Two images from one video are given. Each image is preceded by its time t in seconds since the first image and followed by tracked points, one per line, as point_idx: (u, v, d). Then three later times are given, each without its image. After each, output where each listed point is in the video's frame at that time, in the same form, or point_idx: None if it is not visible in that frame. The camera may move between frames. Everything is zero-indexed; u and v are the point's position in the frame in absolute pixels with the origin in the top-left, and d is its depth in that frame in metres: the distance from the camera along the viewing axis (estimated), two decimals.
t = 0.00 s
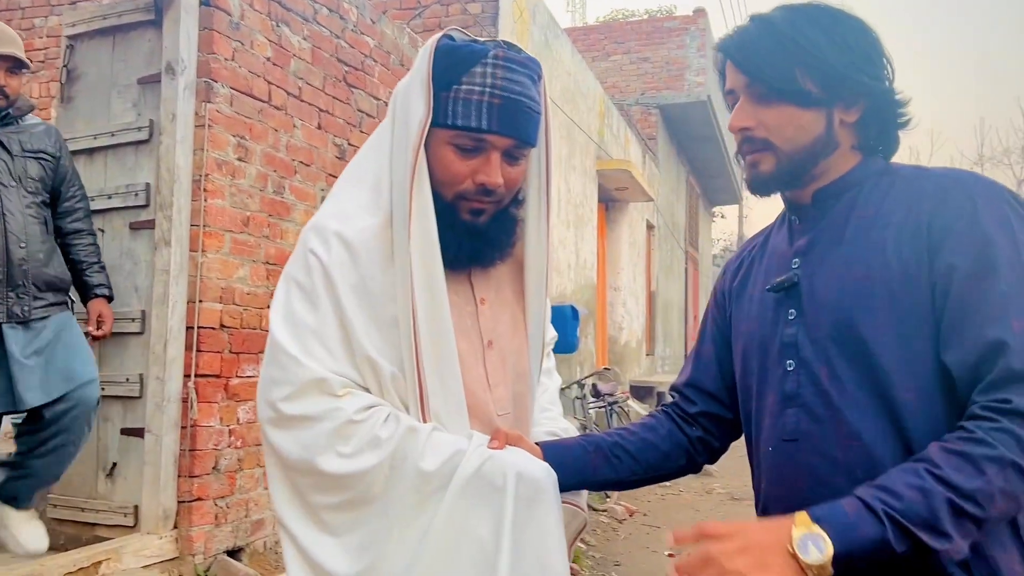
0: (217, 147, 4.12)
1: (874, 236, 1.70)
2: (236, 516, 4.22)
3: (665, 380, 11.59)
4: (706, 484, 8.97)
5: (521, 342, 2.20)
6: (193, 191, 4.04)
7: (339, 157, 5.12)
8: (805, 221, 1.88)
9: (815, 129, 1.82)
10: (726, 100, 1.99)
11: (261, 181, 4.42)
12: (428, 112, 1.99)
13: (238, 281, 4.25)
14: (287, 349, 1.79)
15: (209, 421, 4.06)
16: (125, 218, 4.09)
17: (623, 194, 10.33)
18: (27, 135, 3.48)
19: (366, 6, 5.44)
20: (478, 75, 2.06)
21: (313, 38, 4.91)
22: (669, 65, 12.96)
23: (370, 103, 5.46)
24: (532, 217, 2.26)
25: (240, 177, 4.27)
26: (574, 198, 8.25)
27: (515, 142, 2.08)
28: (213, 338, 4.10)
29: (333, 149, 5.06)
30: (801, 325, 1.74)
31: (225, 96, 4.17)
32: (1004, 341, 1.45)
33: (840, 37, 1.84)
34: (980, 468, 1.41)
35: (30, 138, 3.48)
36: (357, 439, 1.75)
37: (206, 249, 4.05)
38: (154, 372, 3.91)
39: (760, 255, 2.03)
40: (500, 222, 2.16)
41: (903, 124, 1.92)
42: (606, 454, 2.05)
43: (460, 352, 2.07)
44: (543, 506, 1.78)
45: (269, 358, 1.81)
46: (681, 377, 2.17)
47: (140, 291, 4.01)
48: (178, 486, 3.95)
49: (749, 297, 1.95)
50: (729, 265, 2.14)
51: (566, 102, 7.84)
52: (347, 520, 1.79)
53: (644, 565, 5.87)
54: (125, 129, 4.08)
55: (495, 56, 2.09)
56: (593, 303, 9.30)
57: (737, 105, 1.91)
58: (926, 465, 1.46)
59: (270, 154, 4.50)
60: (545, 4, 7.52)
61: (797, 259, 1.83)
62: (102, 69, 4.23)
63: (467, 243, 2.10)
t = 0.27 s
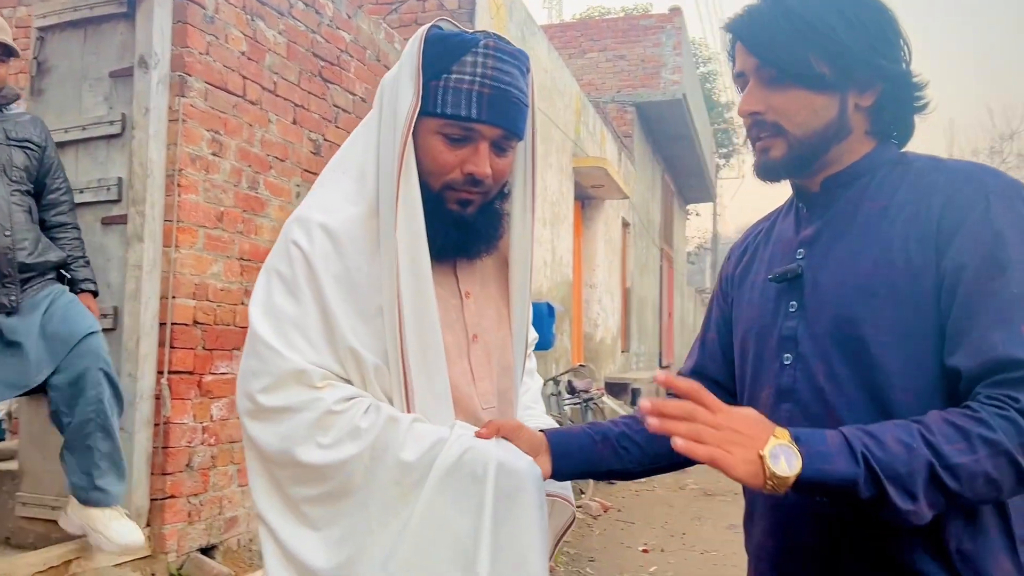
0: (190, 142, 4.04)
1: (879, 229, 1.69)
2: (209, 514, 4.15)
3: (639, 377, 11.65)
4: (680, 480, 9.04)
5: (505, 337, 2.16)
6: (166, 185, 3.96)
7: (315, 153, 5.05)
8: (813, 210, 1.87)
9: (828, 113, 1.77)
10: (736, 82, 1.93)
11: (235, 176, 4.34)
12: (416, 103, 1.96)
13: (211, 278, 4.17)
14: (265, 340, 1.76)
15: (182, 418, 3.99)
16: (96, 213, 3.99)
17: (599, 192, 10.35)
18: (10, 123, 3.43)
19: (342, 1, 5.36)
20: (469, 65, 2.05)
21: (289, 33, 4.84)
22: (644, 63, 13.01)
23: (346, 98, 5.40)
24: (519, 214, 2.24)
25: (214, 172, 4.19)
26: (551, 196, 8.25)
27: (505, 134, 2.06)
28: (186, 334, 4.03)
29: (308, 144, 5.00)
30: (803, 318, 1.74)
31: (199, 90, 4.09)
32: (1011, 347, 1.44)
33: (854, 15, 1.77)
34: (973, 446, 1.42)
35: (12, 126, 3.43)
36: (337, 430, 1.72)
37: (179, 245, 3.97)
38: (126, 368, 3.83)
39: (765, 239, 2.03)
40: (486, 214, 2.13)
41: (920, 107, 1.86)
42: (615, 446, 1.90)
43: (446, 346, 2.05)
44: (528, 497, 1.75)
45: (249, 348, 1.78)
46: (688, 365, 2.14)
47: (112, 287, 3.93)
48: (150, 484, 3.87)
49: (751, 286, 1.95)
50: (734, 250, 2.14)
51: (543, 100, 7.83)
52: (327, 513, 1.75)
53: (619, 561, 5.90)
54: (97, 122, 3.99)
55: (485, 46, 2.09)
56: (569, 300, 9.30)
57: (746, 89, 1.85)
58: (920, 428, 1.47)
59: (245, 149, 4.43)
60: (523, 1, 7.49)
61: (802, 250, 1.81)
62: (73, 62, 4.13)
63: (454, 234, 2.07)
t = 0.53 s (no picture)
0: (167, 138, 3.99)
1: (870, 228, 1.69)
2: (186, 512, 4.12)
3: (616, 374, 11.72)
4: (657, 477, 9.12)
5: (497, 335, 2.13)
6: (142, 182, 3.91)
7: (293, 149, 5.02)
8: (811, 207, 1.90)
9: (822, 106, 1.76)
10: (733, 78, 1.93)
11: (213, 172, 4.30)
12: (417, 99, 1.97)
13: (187, 275, 4.13)
14: (258, 329, 1.77)
15: (158, 416, 3.95)
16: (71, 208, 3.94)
17: (578, 190, 10.37)
18: (29, 124, 3.28)
19: None
20: (466, 66, 2.07)
21: (267, 29, 4.80)
22: (623, 61, 13.04)
23: (324, 94, 5.36)
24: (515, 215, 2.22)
25: (191, 169, 4.15)
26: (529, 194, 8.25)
27: (500, 133, 2.10)
28: (162, 332, 3.98)
29: (286, 141, 4.96)
30: (795, 315, 1.78)
31: (176, 85, 4.05)
32: (990, 354, 1.40)
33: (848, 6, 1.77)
34: (944, 443, 1.38)
35: (32, 127, 3.29)
36: (319, 417, 1.70)
37: (155, 241, 3.93)
38: (101, 366, 3.78)
39: (770, 239, 2.07)
40: (484, 211, 2.13)
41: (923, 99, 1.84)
42: (651, 433, 1.84)
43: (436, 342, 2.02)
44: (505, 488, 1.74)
45: (242, 337, 1.80)
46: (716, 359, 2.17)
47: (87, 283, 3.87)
48: (126, 482, 3.83)
49: (754, 284, 1.99)
50: (743, 247, 2.19)
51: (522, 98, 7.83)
52: (306, 501, 1.74)
53: (597, 558, 5.94)
54: (72, 118, 3.93)
55: (482, 48, 2.12)
56: (548, 298, 9.32)
57: (741, 84, 1.85)
58: (891, 415, 1.43)
59: (223, 145, 4.38)
60: None
61: (798, 248, 1.85)
62: (47, 56, 4.07)
63: (453, 230, 2.07)
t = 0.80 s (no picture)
0: (153, 134, 3.96)
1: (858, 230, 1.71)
2: (171, 511, 4.09)
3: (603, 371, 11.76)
4: (643, 475, 9.16)
5: (487, 335, 2.12)
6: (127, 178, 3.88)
7: (279, 146, 5.00)
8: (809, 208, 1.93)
9: (816, 107, 1.77)
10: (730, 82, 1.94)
11: (199, 169, 4.28)
12: (410, 99, 1.96)
13: (173, 272, 4.11)
14: (242, 326, 1.75)
15: (143, 414, 3.92)
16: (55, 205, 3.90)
17: (565, 188, 10.39)
18: (95, 131, 3.23)
19: None
20: (457, 67, 2.08)
21: (254, 25, 4.77)
22: (610, 60, 13.06)
23: (311, 91, 5.35)
24: (505, 209, 2.24)
25: (177, 165, 4.13)
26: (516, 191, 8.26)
27: (491, 131, 2.10)
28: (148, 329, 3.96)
29: (273, 138, 4.94)
30: (789, 315, 1.80)
31: (162, 81, 4.02)
32: (957, 355, 1.41)
33: (841, 7, 1.77)
34: (902, 438, 1.39)
35: (98, 135, 3.24)
36: (290, 418, 1.68)
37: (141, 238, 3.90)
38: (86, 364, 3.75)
39: (777, 240, 2.09)
40: (478, 207, 2.14)
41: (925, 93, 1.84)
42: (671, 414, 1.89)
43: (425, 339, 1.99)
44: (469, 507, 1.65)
45: (227, 335, 1.77)
46: (724, 358, 2.19)
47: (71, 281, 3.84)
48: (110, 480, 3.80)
49: (758, 284, 2.02)
50: (759, 241, 2.21)
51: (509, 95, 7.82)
52: (271, 499, 1.71)
53: (583, 555, 5.97)
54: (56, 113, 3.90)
55: (472, 50, 2.13)
56: (535, 296, 9.34)
57: (737, 87, 1.87)
58: (854, 406, 1.45)
59: (209, 142, 4.36)
60: None
61: (797, 249, 1.87)
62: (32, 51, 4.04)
63: (447, 225, 2.07)
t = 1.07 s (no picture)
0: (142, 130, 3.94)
1: (830, 227, 1.72)
2: (161, 508, 4.09)
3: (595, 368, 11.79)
4: (634, 471, 9.19)
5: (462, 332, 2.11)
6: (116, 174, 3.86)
7: (269, 142, 4.99)
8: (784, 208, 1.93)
9: (792, 108, 1.78)
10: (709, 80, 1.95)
11: (188, 165, 4.27)
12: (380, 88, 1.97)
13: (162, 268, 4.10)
14: (209, 327, 1.76)
15: (133, 411, 3.91)
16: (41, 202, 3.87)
17: (557, 185, 10.39)
18: (138, 116, 3.26)
19: None
20: (430, 64, 2.07)
21: (244, 20, 4.75)
22: (602, 56, 13.06)
23: (302, 87, 5.34)
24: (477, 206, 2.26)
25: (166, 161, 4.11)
26: (508, 188, 8.25)
27: (464, 128, 2.10)
28: (138, 326, 3.95)
29: (263, 134, 4.93)
30: (761, 312, 1.80)
31: (151, 77, 4.00)
32: (922, 346, 1.42)
33: (824, 12, 1.79)
34: (867, 424, 1.40)
35: (140, 120, 3.27)
36: (254, 424, 1.68)
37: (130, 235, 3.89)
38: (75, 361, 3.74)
39: (749, 241, 2.10)
40: (450, 205, 2.16)
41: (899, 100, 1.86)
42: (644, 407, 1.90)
43: (398, 334, 1.99)
44: (431, 509, 1.65)
45: (195, 336, 1.78)
46: (694, 356, 2.20)
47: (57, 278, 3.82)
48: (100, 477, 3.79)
49: (731, 284, 2.02)
50: (729, 245, 2.21)
51: (500, 92, 7.80)
52: (236, 503, 1.71)
53: (574, 552, 6.00)
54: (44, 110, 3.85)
55: (444, 47, 2.12)
56: (526, 292, 9.34)
57: (716, 87, 1.88)
58: (821, 392, 1.47)
59: (198, 137, 4.35)
60: None
61: (769, 248, 1.88)
62: (19, 47, 3.96)
63: (421, 222, 2.07)
